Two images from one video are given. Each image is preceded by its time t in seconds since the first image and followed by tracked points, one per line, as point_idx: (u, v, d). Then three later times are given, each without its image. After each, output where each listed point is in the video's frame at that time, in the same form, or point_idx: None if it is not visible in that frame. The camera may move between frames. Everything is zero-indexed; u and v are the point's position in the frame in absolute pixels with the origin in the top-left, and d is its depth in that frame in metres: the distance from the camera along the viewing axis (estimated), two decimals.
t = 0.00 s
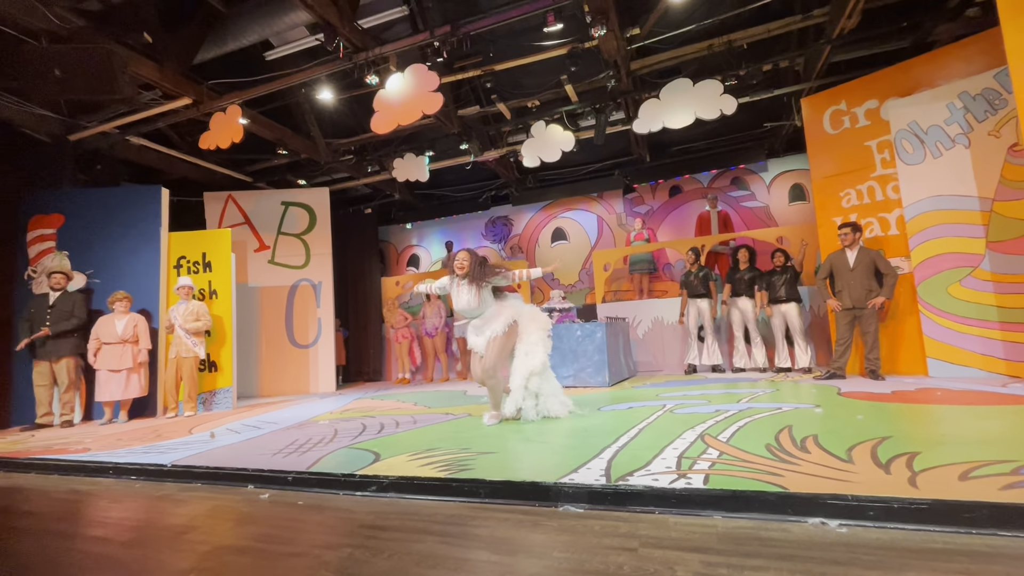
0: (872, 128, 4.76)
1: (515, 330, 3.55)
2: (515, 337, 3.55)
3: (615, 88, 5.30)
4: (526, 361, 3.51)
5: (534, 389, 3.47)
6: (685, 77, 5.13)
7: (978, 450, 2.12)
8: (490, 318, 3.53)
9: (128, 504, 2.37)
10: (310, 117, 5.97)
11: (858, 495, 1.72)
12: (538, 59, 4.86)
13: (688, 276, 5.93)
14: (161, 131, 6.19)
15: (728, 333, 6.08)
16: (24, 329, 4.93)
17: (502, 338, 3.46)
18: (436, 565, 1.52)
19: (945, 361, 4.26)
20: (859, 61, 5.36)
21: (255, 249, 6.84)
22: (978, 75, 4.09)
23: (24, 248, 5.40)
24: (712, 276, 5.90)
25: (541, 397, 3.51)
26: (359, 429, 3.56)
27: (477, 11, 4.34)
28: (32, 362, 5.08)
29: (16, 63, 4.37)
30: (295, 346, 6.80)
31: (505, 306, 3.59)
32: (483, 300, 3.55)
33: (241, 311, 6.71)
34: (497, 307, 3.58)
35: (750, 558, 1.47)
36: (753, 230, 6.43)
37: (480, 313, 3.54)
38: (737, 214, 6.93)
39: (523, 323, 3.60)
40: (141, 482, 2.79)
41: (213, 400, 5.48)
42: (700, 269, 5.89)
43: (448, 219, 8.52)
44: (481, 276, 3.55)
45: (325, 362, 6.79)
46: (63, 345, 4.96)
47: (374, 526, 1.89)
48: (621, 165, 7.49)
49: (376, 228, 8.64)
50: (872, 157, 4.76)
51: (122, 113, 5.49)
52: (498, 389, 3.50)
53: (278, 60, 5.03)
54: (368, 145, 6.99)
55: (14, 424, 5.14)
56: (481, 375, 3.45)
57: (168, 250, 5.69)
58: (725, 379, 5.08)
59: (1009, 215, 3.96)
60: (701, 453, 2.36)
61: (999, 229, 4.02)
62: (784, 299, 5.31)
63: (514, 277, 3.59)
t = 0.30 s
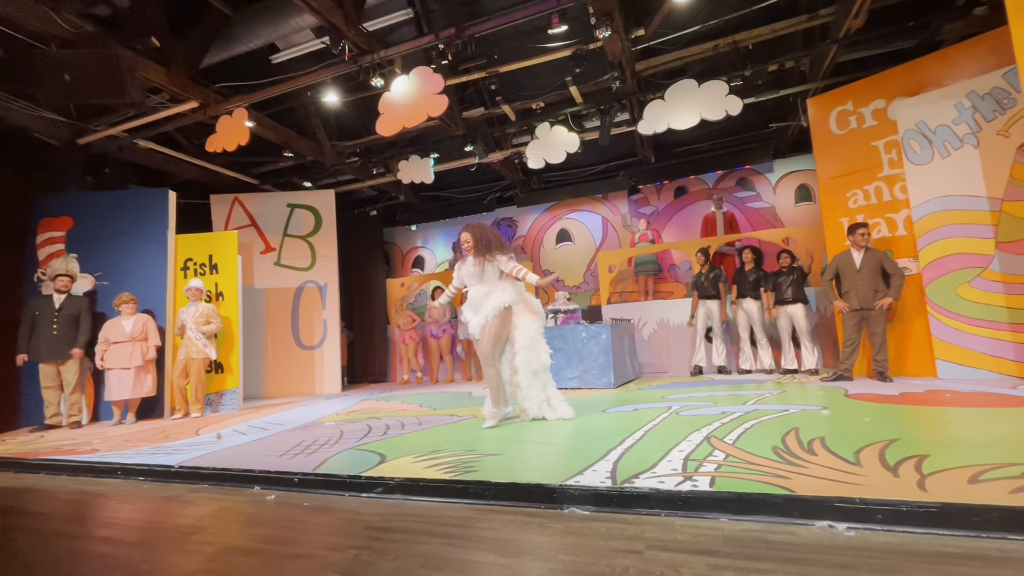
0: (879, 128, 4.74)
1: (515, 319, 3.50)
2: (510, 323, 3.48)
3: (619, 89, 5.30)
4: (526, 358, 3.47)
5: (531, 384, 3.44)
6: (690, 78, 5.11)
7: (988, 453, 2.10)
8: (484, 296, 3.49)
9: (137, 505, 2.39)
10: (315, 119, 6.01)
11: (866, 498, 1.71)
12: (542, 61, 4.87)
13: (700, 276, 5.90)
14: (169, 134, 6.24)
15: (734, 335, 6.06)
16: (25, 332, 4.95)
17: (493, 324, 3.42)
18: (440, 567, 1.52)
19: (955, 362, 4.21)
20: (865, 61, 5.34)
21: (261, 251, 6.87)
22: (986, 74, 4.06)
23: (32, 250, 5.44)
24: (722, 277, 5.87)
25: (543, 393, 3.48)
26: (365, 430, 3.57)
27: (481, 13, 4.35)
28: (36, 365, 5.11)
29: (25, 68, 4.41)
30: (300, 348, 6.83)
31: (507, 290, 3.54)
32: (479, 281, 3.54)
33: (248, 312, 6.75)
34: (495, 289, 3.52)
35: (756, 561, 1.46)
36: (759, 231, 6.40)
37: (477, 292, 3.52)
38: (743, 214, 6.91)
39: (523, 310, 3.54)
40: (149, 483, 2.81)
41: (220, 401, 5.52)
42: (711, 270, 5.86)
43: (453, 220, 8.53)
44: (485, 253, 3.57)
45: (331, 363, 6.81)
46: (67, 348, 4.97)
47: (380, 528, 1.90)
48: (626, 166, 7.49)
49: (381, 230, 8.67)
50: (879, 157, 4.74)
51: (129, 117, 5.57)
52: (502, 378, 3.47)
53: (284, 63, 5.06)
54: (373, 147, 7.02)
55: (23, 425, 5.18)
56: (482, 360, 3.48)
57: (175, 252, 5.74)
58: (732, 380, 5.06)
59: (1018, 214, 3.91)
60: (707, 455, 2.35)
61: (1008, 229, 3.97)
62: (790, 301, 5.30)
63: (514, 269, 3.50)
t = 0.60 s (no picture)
0: (880, 127, 4.73)
1: (510, 323, 3.48)
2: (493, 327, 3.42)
3: (621, 89, 5.30)
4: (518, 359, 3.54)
5: (523, 387, 3.54)
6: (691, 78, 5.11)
7: (989, 453, 2.10)
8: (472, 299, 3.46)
9: (139, 504, 2.40)
10: (317, 119, 6.01)
11: (868, 498, 1.71)
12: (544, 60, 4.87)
13: (703, 276, 5.87)
14: (170, 134, 6.25)
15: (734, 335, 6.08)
16: (25, 332, 4.96)
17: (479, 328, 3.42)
18: (443, 566, 1.52)
19: (957, 362, 4.20)
20: (867, 60, 5.33)
21: (262, 251, 6.87)
22: (988, 73, 4.06)
23: (34, 250, 5.46)
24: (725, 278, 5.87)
25: (537, 394, 3.60)
26: (366, 430, 3.58)
27: (483, 12, 4.36)
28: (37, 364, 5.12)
29: (27, 68, 4.41)
30: (302, 347, 6.84)
31: (501, 293, 3.49)
32: (468, 284, 3.47)
33: (250, 312, 6.77)
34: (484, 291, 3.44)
35: (758, 561, 1.46)
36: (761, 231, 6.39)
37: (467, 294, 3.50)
38: (744, 214, 6.90)
39: (515, 312, 3.51)
40: (151, 483, 2.81)
41: (222, 401, 5.52)
42: (714, 270, 5.85)
43: (454, 220, 8.53)
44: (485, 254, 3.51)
45: (332, 363, 6.82)
46: (67, 348, 4.99)
47: (382, 528, 1.90)
48: (627, 166, 7.49)
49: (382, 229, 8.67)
50: (881, 157, 4.73)
51: (130, 117, 5.57)
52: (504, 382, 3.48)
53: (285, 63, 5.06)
54: (374, 147, 7.02)
55: (25, 425, 5.20)
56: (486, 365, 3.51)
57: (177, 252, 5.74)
58: (733, 380, 5.06)
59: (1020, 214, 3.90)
60: (708, 454, 2.35)
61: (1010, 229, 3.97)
62: (792, 300, 5.29)
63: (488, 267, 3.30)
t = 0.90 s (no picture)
0: (879, 126, 4.74)
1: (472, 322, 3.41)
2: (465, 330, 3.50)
3: (620, 88, 5.30)
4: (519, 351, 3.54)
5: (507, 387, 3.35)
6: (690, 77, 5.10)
7: (987, 452, 2.10)
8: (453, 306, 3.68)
9: (137, 503, 2.39)
10: (316, 117, 6.00)
11: (866, 497, 1.71)
12: (543, 59, 4.87)
13: (699, 275, 5.91)
14: (168, 133, 6.23)
15: (733, 334, 6.10)
16: (26, 331, 4.97)
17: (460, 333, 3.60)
18: (442, 566, 1.52)
19: (954, 361, 4.21)
20: (866, 60, 5.33)
21: (261, 250, 6.86)
22: (987, 72, 4.06)
23: (32, 249, 5.44)
24: (721, 278, 5.90)
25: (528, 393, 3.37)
26: (365, 429, 3.58)
27: (482, 11, 4.35)
28: (36, 362, 5.11)
29: (24, 64, 4.40)
30: (300, 346, 6.83)
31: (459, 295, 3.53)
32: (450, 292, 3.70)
33: (248, 310, 6.75)
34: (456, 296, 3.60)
35: (756, 559, 1.46)
36: (760, 230, 6.40)
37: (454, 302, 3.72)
38: (743, 213, 6.90)
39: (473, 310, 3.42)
40: (149, 482, 2.81)
41: (220, 400, 5.51)
42: (710, 270, 5.88)
43: (453, 219, 8.52)
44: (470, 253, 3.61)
45: (330, 362, 6.81)
46: (66, 346, 4.98)
47: (381, 527, 1.90)
48: (626, 165, 7.49)
49: (381, 228, 8.67)
50: (880, 156, 4.74)
51: (129, 114, 5.56)
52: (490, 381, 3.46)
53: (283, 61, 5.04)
54: (373, 146, 7.01)
55: (23, 423, 5.19)
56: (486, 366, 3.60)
57: (176, 250, 5.73)
58: (731, 379, 5.07)
59: (1018, 214, 3.91)
60: (707, 453, 2.35)
61: (1009, 228, 3.98)
62: (791, 299, 5.31)
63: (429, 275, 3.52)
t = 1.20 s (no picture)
0: (876, 125, 4.74)
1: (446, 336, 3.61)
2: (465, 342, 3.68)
3: (618, 86, 5.29)
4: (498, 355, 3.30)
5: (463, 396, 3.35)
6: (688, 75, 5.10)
7: (981, 450, 2.11)
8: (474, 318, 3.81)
9: (133, 501, 2.39)
10: (313, 114, 5.98)
11: (861, 493, 1.72)
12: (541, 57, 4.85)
13: (690, 273, 5.86)
14: (165, 129, 6.20)
15: (729, 332, 6.12)
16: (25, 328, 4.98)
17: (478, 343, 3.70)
18: (438, 562, 1.52)
19: (949, 359, 4.24)
20: (864, 59, 5.34)
21: (258, 247, 6.85)
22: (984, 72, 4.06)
23: (28, 245, 5.41)
24: (712, 277, 5.89)
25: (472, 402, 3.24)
26: (361, 427, 3.58)
27: (480, 8, 4.33)
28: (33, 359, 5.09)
29: (20, 60, 4.36)
30: (297, 344, 6.82)
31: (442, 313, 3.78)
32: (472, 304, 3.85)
33: (245, 308, 6.73)
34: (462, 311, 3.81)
35: (752, 556, 1.47)
36: (757, 229, 6.41)
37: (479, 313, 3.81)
38: (740, 212, 6.91)
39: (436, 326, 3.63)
40: (145, 479, 2.80)
41: (217, 397, 5.49)
42: (701, 269, 5.85)
43: (450, 217, 8.51)
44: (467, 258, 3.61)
45: (327, 359, 6.80)
46: (61, 341, 4.95)
47: (378, 524, 1.90)
48: (624, 163, 7.49)
49: (379, 226, 8.65)
50: (877, 155, 4.75)
51: (124, 111, 5.50)
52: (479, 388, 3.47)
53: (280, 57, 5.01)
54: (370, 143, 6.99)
55: (18, 421, 5.17)
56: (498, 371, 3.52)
57: (172, 248, 5.70)
58: (728, 377, 5.08)
59: (1014, 213, 3.93)
60: (703, 451, 2.36)
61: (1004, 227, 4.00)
62: (789, 298, 5.30)
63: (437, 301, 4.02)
